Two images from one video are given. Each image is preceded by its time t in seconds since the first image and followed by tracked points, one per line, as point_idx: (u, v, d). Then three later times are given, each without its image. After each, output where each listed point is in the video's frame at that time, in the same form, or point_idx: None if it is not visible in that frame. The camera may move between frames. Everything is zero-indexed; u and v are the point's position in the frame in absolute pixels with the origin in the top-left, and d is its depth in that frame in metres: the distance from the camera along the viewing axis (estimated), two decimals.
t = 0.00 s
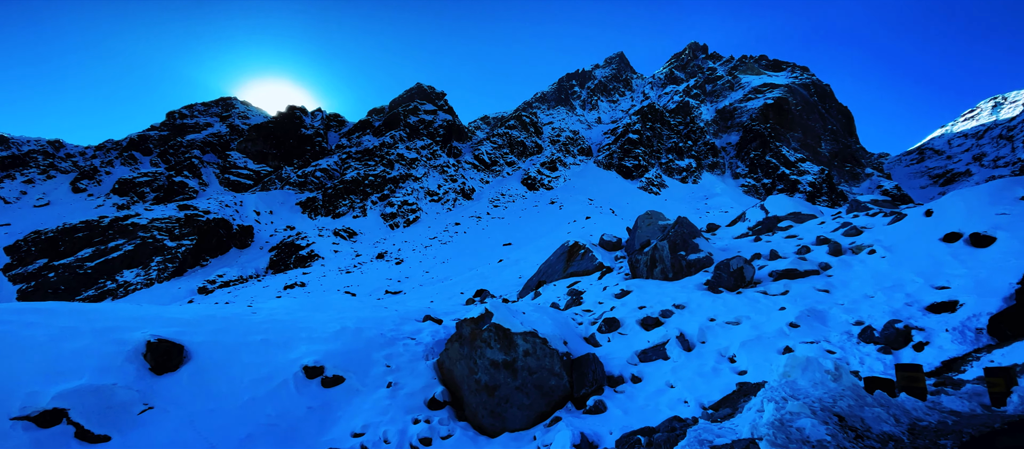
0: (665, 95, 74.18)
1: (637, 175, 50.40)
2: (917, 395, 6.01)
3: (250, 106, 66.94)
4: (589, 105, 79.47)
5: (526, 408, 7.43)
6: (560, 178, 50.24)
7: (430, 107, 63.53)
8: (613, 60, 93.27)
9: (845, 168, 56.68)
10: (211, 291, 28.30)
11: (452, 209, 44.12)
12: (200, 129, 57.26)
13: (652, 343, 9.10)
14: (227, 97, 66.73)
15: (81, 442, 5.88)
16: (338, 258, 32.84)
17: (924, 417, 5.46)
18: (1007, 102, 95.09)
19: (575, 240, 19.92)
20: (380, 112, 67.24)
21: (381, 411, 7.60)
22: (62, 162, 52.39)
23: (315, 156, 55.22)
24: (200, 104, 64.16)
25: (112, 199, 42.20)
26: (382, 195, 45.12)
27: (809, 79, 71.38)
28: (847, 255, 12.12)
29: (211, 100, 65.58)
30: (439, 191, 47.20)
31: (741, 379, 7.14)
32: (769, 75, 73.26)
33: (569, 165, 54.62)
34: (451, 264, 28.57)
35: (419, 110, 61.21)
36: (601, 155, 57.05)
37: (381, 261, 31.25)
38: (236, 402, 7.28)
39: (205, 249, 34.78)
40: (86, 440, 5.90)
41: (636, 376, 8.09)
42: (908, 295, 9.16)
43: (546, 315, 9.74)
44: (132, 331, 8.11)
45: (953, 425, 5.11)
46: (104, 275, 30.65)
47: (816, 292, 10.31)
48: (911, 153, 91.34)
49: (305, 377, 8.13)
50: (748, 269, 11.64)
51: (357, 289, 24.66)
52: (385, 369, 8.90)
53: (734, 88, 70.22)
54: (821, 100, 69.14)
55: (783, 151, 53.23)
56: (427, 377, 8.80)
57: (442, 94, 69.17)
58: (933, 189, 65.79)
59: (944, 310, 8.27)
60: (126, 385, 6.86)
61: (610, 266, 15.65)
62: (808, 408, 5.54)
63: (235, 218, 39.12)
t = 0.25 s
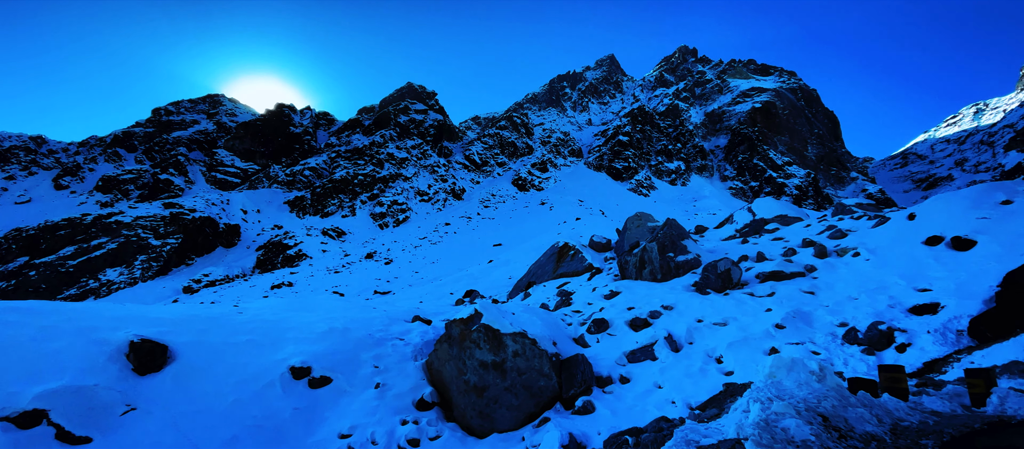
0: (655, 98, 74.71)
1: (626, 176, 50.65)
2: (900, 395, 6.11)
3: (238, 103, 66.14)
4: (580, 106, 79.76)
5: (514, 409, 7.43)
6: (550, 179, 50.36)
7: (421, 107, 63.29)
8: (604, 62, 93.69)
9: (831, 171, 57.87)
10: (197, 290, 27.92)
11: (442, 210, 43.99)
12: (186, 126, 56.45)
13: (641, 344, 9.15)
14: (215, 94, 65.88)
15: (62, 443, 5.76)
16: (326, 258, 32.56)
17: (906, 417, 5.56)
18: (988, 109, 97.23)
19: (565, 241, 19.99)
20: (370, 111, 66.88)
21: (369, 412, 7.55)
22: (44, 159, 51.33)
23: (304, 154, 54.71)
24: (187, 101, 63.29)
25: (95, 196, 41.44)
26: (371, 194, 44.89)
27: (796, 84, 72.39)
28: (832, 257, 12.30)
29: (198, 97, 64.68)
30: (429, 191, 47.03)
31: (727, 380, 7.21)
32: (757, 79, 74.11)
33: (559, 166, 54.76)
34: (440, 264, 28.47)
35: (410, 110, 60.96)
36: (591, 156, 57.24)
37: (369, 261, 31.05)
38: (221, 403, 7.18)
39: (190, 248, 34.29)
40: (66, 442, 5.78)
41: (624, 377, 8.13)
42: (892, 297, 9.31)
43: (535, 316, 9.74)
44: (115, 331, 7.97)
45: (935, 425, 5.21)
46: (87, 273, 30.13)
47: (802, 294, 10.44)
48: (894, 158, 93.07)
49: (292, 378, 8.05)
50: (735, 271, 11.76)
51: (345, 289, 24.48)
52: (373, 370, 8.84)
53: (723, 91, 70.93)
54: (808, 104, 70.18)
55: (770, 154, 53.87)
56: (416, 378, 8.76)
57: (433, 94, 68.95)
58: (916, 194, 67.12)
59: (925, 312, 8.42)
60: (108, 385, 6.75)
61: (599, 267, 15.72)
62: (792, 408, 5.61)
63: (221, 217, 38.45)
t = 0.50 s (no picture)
0: (645, 100, 75.23)
1: (616, 178, 50.87)
2: (881, 395, 6.23)
3: (225, 100, 65.28)
4: (570, 108, 79.98)
5: (503, 409, 7.42)
6: (540, 180, 50.42)
7: (412, 106, 63.00)
8: (595, 64, 94.06)
9: (817, 175, 58.63)
10: (182, 289, 27.50)
11: (432, 209, 43.82)
12: (172, 123, 55.61)
13: (629, 344, 9.19)
14: (202, 91, 64.96)
15: (41, 444, 5.63)
16: (314, 257, 32.26)
17: (887, 417, 5.66)
18: (968, 115, 99.33)
19: (555, 241, 20.02)
20: (360, 109, 66.42)
21: (357, 413, 7.48)
22: (24, 154, 50.22)
23: (292, 152, 54.16)
24: (173, 97, 62.32)
25: (77, 193, 40.64)
26: (360, 194, 44.60)
27: (784, 88, 73.37)
28: (817, 259, 12.47)
29: (184, 93, 63.74)
30: (419, 190, 46.82)
31: (714, 380, 7.28)
32: (745, 83, 74.92)
33: (550, 167, 54.86)
34: (429, 264, 28.35)
35: (400, 109, 60.67)
36: (582, 158, 57.41)
37: (358, 260, 30.83)
38: (206, 404, 7.08)
39: (175, 246, 33.75)
40: (46, 443, 5.66)
41: (613, 377, 8.16)
42: (875, 299, 9.47)
43: (524, 316, 9.74)
44: (96, 330, 7.82)
45: (915, 425, 5.31)
46: (68, 271, 29.58)
47: (787, 296, 10.58)
48: (879, 162, 94.71)
49: (278, 378, 7.96)
50: (722, 272, 11.88)
51: (333, 288, 24.27)
52: (361, 370, 8.77)
53: (711, 95, 71.62)
54: (795, 108, 71.16)
55: (758, 157, 54.48)
56: (404, 378, 8.72)
57: (424, 93, 68.69)
58: (899, 197, 68.35)
59: (907, 313, 8.58)
60: (90, 385, 6.62)
61: (588, 268, 15.78)
62: (777, 409, 5.67)
63: (207, 215, 37.93)
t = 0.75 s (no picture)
0: (634, 102, 75.71)
1: (605, 179, 51.11)
2: (863, 395, 6.33)
3: (212, 96, 64.34)
4: (561, 109, 80.16)
5: (490, 410, 7.41)
6: (530, 180, 50.49)
7: (401, 105, 62.69)
8: (585, 65, 94.41)
9: (802, 179, 59.51)
10: (165, 288, 27.03)
11: (421, 209, 43.64)
12: (156, 119, 54.67)
13: (617, 345, 9.24)
14: (187, 86, 63.93)
15: (19, 445, 5.50)
16: (301, 256, 31.92)
17: (869, 416, 5.75)
18: (949, 121, 101.54)
19: (544, 242, 20.05)
20: (349, 108, 65.91)
21: (343, 413, 7.42)
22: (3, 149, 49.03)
23: (280, 150, 53.56)
24: (158, 93, 61.26)
25: (58, 190, 39.78)
26: (349, 192, 44.28)
27: (771, 92, 74.37)
28: (802, 261, 12.65)
29: (169, 89, 62.69)
30: (408, 190, 46.59)
31: (700, 381, 7.35)
32: (733, 86, 75.77)
33: (540, 168, 54.93)
34: (418, 264, 28.23)
35: (390, 107, 60.33)
36: (571, 159, 57.57)
37: (346, 260, 30.57)
38: (189, 405, 6.97)
39: (159, 244, 33.15)
40: (25, 444, 5.53)
41: (600, 378, 8.19)
42: (858, 301, 9.63)
43: (513, 316, 9.74)
44: (76, 329, 7.64)
45: (896, 425, 5.41)
46: (48, 269, 28.99)
47: (773, 297, 10.71)
48: (862, 166, 96.46)
49: (264, 378, 7.86)
50: (709, 274, 11.99)
51: (320, 288, 24.04)
52: (348, 371, 8.69)
53: (700, 98, 72.34)
54: (781, 112, 72.17)
55: (745, 160, 55.12)
56: (391, 379, 8.66)
57: (414, 92, 68.40)
58: (882, 201, 69.68)
59: (889, 315, 8.74)
60: (70, 385, 6.48)
61: (577, 269, 15.83)
62: (761, 409, 5.74)
63: (192, 212, 37.34)
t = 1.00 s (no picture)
0: (624, 104, 76.13)
1: (594, 181, 51.32)
2: (844, 396, 6.44)
3: (197, 92, 63.32)
4: (550, 110, 80.31)
5: (478, 410, 7.40)
6: (519, 181, 50.50)
7: (390, 103, 62.34)
8: (575, 67, 94.70)
9: (787, 182, 60.37)
10: (147, 287, 26.53)
11: (409, 208, 43.42)
12: (140, 114, 53.64)
13: (604, 345, 9.28)
14: (172, 82, 62.85)
15: None
16: (287, 255, 31.55)
17: (850, 416, 5.86)
18: (930, 127, 103.78)
19: (533, 242, 20.07)
20: (337, 105, 65.34)
21: (329, 414, 7.35)
22: None
23: (266, 147, 52.89)
24: (141, 88, 60.14)
25: (37, 185, 38.87)
26: (336, 191, 43.92)
27: (757, 96, 75.35)
28: (787, 263, 12.82)
29: (153, 84, 61.59)
30: (397, 189, 46.35)
31: (686, 381, 7.41)
32: (721, 90, 76.63)
33: (529, 168, 54.96)
34: (406, 264, 28.08)
35: (379, 106, 59.95)
36: (561, 160, 57.70)
37: (333, 259, 30.29)
38: (171, 405, 6.85)
39: (141, 242, 32.49)
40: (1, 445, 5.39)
41: (587, 378, 8.23)
42: (840, 302, 9.78)
43: (501, 317, 9.73)
44: (54, 328, 7.47)
45: (876, 425, 5.51)
46: (26, 267, 28.41)
47: (758, 298, 10.85)
48: (846, 170, 98.18)
49: (248, 379, 7.75)
50: (695, 275, 12.11)
51: (306, 287, 23.77)
52: (334, 371, 8.61)
53: (688, 101, 73.03)
54: (767, 116, 73.14)
55: (731, 163, 55.75)
56: (378, 379, 8.60)
57: (403, 91, 68.06)
58: (864, 205, 71.02)
59: (870, 317, 8.91)
60: (47, 385, 6.33)
61: (565, 270, 15.88)
62: (745, 409, 5.80)
63: (176, 210, 36.69)
